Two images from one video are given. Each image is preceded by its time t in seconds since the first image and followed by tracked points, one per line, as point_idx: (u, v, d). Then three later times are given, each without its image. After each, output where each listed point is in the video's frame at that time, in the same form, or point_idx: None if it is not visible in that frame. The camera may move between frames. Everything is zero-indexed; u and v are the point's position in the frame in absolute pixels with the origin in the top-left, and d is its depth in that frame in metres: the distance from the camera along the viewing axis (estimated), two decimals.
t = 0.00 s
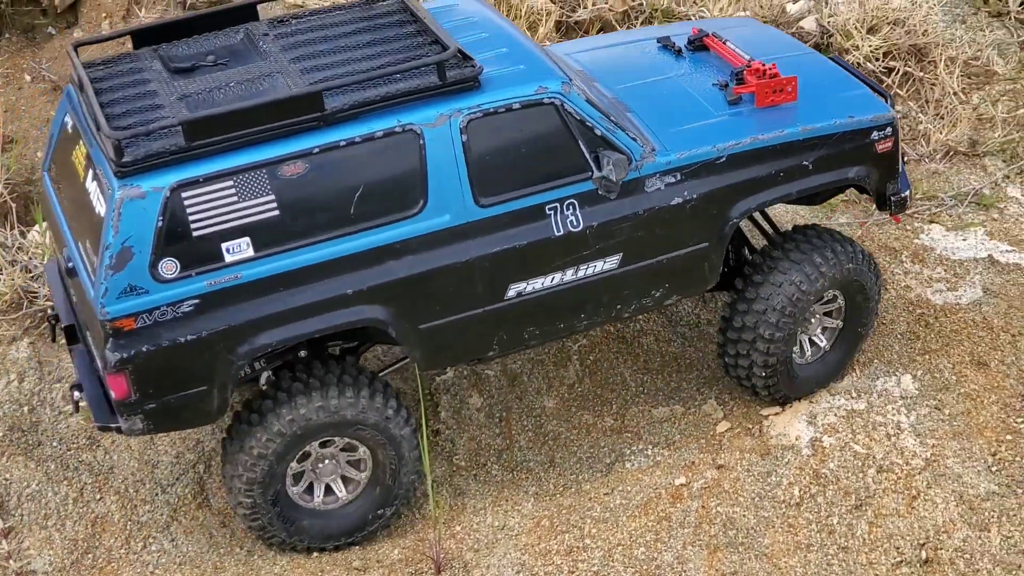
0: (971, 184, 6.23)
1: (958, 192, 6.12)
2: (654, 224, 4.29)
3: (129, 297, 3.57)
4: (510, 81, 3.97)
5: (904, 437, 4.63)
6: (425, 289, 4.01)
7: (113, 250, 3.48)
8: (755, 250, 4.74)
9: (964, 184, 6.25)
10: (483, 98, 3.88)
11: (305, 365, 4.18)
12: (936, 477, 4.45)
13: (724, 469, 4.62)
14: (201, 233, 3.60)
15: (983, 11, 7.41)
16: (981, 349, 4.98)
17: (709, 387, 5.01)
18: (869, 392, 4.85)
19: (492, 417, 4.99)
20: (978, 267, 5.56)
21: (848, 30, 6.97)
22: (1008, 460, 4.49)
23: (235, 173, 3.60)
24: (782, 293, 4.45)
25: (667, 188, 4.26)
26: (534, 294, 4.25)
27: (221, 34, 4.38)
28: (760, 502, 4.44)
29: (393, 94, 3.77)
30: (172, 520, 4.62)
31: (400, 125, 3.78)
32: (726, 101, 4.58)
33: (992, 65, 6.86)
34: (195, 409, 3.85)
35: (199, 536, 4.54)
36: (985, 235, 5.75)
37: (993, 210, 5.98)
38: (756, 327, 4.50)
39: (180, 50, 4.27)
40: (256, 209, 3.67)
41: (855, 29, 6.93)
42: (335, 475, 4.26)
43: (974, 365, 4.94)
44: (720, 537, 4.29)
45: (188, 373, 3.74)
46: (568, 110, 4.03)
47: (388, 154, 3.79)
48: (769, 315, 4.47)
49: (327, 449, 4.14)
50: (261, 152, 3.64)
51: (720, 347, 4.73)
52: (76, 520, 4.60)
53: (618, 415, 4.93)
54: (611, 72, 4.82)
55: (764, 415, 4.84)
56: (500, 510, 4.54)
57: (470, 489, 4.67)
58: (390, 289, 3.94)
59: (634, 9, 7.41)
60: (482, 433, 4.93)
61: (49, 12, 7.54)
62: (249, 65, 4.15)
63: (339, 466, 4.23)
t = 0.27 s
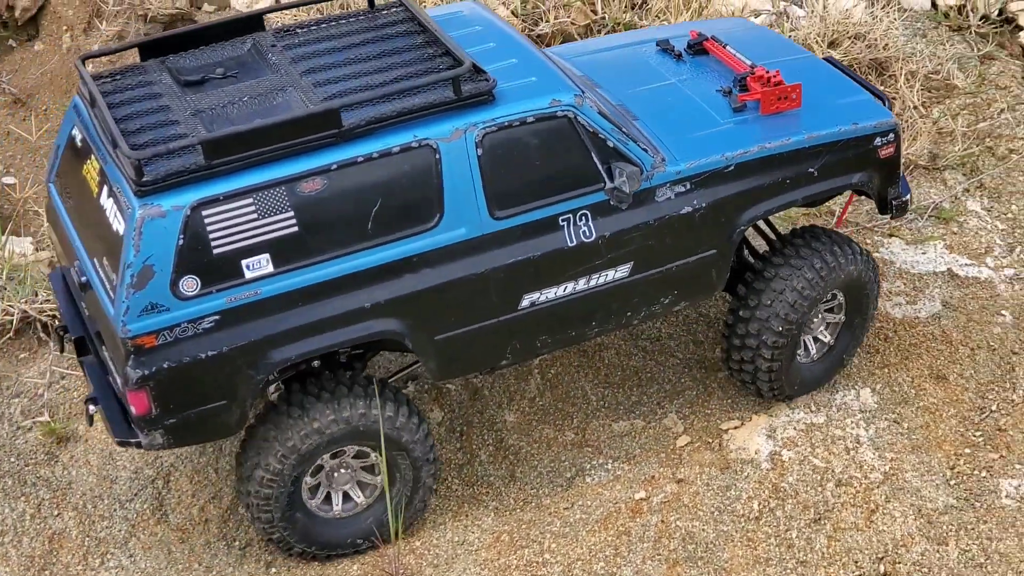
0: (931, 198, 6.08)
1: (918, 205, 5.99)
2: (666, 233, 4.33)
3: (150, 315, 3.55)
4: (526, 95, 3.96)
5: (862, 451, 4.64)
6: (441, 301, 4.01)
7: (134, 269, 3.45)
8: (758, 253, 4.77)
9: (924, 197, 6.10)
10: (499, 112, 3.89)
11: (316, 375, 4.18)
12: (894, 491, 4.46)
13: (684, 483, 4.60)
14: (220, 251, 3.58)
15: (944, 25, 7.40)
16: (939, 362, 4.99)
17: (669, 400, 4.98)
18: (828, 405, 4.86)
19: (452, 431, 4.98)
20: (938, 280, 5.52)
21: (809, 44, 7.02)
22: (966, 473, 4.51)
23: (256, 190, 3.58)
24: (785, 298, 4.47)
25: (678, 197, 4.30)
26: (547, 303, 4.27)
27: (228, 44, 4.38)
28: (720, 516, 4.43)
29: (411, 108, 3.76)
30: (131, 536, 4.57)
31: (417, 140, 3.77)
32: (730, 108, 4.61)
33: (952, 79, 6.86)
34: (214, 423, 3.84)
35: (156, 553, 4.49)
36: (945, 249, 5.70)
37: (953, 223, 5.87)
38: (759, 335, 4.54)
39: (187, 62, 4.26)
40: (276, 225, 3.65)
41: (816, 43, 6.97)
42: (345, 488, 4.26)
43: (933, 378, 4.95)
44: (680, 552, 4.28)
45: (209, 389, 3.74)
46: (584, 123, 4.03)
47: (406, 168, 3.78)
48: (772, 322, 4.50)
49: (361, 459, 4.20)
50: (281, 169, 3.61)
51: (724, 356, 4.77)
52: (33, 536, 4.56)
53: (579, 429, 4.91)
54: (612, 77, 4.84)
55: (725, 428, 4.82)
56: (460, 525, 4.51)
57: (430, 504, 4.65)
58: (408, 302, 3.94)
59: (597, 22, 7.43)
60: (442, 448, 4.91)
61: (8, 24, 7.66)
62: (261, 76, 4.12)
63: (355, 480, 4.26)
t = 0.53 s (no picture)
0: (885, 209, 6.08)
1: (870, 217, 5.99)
2: (668, 228, 4.41)
3: (166, 306, 3.56)
4: (533, 90, 4.06)
5: (815, 462, 4.64)
6: (451, 293, 4.06)
7: (151, 259, 3.47)
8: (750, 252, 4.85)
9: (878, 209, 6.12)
10: (508, 106, 3.97)
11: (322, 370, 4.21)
12: (847, 502, 4.45)
13: (638, 495, 4.58)
14: (236, 242, 3.61)
15: (898, 38, 7.32)
16: (893, 373, 5.00)
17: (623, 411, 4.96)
18: (781, 417, 4.86)
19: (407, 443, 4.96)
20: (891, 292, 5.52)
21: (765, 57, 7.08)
22: (919, 485, 4.51)
23: (272, 181, 3.63)
24: (778, 299, 4.56)
25: (682, 191, 4.40)
26: (553, 296, 4.33)
27: (232, 44, 4.45)
28: (674, 528, 4.40)
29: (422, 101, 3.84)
30: (82, 551, 4.52)
31: (428, 133, 3.84)
32: (726, 106, 4.72)
33: (907, 91, 6.82)
34: (227, 415, 3.83)
35: (107, 567, 4.44)
36: (898, 260, 5.70)
37: (907, 234, 5.88)
38: (754, 336, 4.65)
39: (191, 62, 4.31)
40: (291, 217, 3.69)
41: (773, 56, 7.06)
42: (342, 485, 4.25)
43: (886, 389, 4.96)
44: (633, 564, 4.26)
45: (222, 379, 3.73)
46: (589, 118, 4.14)
47: (417, 161, 3.85)
48: (765, 321, 4.60)
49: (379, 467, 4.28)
50: (296, 161, 3.67)
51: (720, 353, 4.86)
52: None
53: (534, 441, 4.90)
54: (607, 77, 4.93)
55: (679, 440, 4.80)
56: (413, 538, 4.47)
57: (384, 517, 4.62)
58: (420, 293, 3.99)
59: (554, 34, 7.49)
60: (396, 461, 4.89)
61: None
62: (267, 74, 4.19)
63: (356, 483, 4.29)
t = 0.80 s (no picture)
0: (837, 219, 6.03)
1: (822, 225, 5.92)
2: (664, 223, 4.43)
3: (176, 301, 3.54)
4: (534, 87, 4.09)
5: (767, 471, 4.62)
6: (454, 289, 4.07)
7: (162, 255, 3.46)
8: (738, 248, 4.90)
9: (830, 218, 6.06)
10: (512, 102, 4.01)
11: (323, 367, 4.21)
12: (798, 512, 4.44)
13: (590, 505, 4.55)
14: (245, 237, 3.61)
15: (852, 48, 7.20)
16: (844, 383, 5.00)
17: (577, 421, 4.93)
18: (734, 426, 4.83)
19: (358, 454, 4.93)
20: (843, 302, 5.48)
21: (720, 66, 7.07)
22: (869, 494, 4.51)
23: (280, 177, 3.63)
24: (764, 295, 4.63)
25: (678, 188, 4.42)
26: (553, 292, 4.34)
27: (229, 42, 4.45)
28: (625, 538, 4.37)
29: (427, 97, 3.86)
30: (30, 563, 4.45)
31: (434, 129, 3.86)
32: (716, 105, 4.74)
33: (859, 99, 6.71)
34: (233, 410, 3.81)
35: None
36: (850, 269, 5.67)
37: (860, 244, 5.84)
38: (741, 330, 4.70)
39: (190, 59, 4.31)
40: (299, 212, 3.69)
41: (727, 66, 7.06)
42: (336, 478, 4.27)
43: (837, 399, 4.96)
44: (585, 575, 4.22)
45: (230, 375, 3.72)
46: (589, 116, 4.18)
47: (422, 157, 3.87)
48: (753, 314, 4.66)
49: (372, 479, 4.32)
50: (303, 157, 3.68)
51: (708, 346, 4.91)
52: None
53: (487, 451, 4.87)
54: (597, 75, 4.93)
55: (631, 450, 4.77)
56: (364, 550, 4.41)
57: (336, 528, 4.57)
58: (425, 288, 3.99)
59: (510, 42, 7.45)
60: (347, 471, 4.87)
61: None
62: (267, 71, 4.19)
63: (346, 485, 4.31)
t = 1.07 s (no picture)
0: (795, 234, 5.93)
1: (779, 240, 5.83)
2: (662, 225, 4.46)
3: (189, 307, 3.58)
4: (535, 92, 4.14)
5: (724, 484, 4.61)
6: (459, 292, 4.10)
7: (174, 262, 3.50)
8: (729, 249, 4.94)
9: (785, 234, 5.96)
10: (513, 107, 4.05)
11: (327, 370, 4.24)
12: (755, 525, 4.43)
13: (548, 519, 4.52)
14: (256, 243, 3.65)
15: (811, 61, 6.99)
16: (802, 396, 4.99)
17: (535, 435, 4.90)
18: (692, 439, 4.81)
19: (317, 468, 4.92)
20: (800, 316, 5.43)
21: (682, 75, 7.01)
22: (827, 507, 4.50)
23: (289, 183, 3.67)
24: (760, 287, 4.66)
25: (675, 189, 4.44)
26: (556, 293, 4.38)
27: (231, 48, 4.44)
28: (584, 552, 4.34)
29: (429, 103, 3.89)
30: None
31: (438, 134, 3.90)
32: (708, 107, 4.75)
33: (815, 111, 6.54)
34: (245, 414, 3.84)
35: None
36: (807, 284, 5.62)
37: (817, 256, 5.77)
38: (734, 326, 4.73)
39: (193, 66, 4.31)
40: (307, 218, 3.73)
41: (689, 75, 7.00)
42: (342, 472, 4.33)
43: (795, 411, 4.93)
44: None
45: (241, 379, 3.74)
46: (589, 120, 4.22)
47: (427, 162, 3.90)
48: (746, 309, 4.69)
49: (365, 492, 4.41)
50: (310, 163, 3.71)
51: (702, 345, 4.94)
52: None
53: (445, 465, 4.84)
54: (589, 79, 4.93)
55: (590, 464, 4.75)
56: (322, 565, 4.39)
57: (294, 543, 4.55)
58: (431, 291, 4.02)
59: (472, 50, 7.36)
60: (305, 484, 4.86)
61: None
62: (268, 78, 4.19)
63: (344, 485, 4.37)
